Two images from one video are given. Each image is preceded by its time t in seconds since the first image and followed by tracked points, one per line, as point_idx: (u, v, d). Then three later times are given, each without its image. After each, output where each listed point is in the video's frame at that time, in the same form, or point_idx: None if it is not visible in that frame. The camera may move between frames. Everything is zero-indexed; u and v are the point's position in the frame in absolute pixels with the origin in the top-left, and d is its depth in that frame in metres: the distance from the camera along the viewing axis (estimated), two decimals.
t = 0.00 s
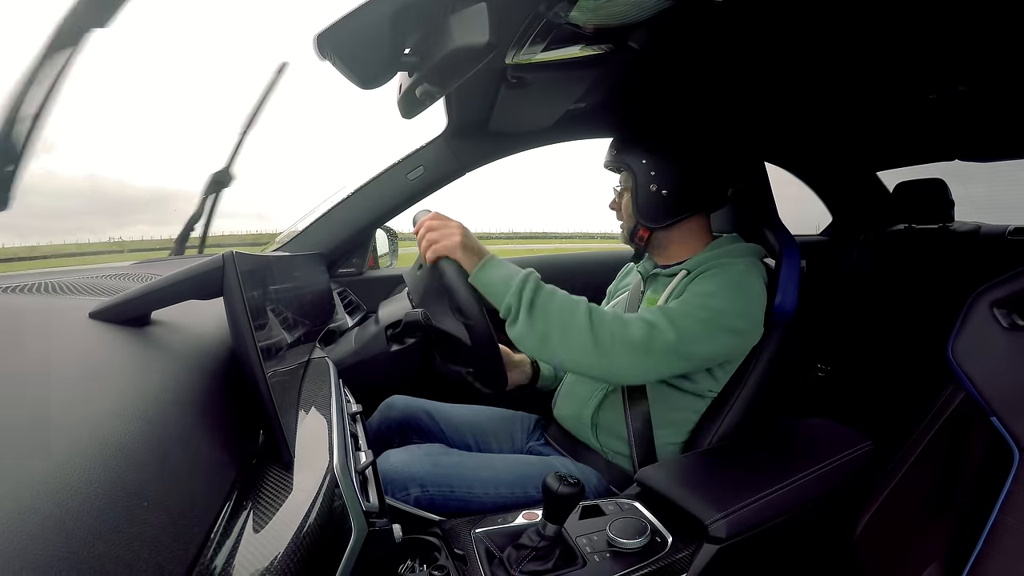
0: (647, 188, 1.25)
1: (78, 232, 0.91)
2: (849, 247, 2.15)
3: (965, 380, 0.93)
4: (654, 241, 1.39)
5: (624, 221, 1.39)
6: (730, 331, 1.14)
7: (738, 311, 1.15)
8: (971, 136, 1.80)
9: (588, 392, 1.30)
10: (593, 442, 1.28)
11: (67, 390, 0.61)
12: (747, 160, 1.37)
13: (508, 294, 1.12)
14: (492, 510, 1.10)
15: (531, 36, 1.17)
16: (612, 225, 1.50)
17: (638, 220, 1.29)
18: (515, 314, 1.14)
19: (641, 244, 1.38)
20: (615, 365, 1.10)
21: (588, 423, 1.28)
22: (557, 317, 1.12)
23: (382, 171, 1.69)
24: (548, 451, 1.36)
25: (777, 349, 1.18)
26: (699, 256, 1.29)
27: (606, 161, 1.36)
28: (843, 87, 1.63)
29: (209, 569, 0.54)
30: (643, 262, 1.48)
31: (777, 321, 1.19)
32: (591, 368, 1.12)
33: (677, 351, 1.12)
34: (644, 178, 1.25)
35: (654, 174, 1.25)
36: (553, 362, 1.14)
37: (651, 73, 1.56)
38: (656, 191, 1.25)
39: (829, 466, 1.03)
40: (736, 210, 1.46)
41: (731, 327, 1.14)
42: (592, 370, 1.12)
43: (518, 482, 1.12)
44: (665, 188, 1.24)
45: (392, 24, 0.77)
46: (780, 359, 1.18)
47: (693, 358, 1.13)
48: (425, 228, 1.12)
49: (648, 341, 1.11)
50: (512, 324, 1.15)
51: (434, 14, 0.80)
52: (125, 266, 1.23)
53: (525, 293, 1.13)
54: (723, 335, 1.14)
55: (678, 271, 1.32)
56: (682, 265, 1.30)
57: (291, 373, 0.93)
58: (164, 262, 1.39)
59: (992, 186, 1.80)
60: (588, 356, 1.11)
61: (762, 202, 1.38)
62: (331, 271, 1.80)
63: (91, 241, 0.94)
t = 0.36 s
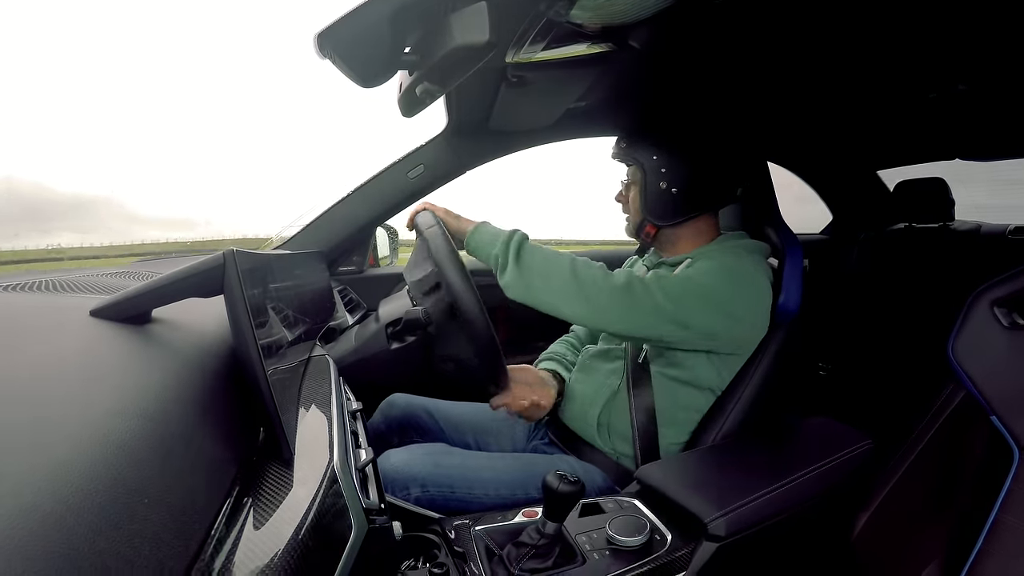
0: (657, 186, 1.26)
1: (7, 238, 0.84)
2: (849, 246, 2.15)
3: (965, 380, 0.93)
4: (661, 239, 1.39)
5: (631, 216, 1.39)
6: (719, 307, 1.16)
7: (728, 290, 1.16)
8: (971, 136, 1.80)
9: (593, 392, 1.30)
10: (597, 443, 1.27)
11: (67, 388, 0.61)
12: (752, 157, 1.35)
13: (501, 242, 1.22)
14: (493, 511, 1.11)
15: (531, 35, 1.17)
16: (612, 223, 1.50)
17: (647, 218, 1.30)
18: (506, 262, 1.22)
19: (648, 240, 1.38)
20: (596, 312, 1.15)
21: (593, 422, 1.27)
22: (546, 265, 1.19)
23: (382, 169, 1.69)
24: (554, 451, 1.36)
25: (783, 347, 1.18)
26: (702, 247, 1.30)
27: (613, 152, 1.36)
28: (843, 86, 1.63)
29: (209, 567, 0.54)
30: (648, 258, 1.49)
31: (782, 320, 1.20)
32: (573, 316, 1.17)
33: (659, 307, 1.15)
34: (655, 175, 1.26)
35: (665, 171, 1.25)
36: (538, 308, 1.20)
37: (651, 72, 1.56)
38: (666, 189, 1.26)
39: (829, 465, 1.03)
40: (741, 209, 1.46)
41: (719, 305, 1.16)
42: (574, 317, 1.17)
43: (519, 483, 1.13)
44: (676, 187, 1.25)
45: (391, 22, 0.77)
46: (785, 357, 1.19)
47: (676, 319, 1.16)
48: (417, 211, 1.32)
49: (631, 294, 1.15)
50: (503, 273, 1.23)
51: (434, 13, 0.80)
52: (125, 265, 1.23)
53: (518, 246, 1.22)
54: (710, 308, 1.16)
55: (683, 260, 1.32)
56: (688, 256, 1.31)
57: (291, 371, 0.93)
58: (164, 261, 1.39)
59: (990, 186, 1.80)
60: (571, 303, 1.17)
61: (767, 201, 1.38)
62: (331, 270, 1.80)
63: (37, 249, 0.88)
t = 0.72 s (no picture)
0: (658, 189, 1.26)
1: None
2: (848, 247, 2.16)
3: (965, 381, 0.93)
4: (661, 241, 1.39)
5: (630, 219, 1.38)
6: (719, 304, 1.17)
7: (728, 288, 1.17)
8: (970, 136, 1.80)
9: (594, 392, 1.30)
10: (598, 443, 1.27)
11: (67, 389, 0.61)
12: (752, 158, 1.35)
13: (501, 242, 1.23)
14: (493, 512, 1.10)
15: (531, 36, 1.18)
16: (611, 224, 1.50)
17: (647, 220, 1.30)
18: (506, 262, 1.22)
19: (647, 242, 1.38)
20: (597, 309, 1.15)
21: (594, 423, 1.27)
22: (546, 263, 1.19)
23: (382, 170, 1.69)
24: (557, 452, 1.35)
25: (782, 349, 1.19)
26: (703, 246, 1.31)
27: (612, 154, 1.36)
28: (843, 87, 1.63)
29: (209, 568, 0.54)
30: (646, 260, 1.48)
31: (782, 321, 1.21)
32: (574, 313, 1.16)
33: (659, 303, 1.15)
34: (655, 178, 1.26)
35: (666, 174, 1.25)
36: (538, 307, 1.19)
37: (650, 73, 1.56)
38: (667, 192, 1.26)
39: (829, 466, 1.03)
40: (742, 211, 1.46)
41: (719, 302, 1.17)
42: (575, 314, 1.16)
43: (519, 484, 1.12)
44: (676, 190, 1.25)
45: (391, 23, 0.77)
46: (785, 358, 1.20)
47: (677, 316, 1.15)
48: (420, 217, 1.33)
49: (631, 291, 1.15)
50: (503, 273, 1.23)
51: (434, 13, 0.80)
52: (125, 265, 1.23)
53: (518, 246, 1.23)
54: (710, 305, 1.16)
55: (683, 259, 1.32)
56: (688, 257, 1.31)
57: (290, 372, 0.93)
58: (164, 262, 1.39)
59: (991, 187, 1.81)
60: (571, 299, 1.16)
61: (766, 201, 1.39)
62: (331, 271, 1.80)
63: None
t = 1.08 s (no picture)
0: (658, 191, 1.26)
1: None
2: (848, 247, 2.15)
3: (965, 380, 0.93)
4: (661, 242, 1.40)
5: (630, 223, 1.38)
6: (719, 303, 1.16)
7: (728, 286, 1.17)
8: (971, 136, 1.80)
9: (594, 393, 1.30)
10: (598, 443, 1.27)
11: (67, 389, 0.61)
12: (752, 158, 1.36)
13: (502, 240, 1.23)
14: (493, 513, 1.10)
15: (531, 35, 1.17)
16: (612, 224, 1.50)
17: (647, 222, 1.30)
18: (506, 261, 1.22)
19: (649, 245, 1.38)
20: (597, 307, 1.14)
21: (594, 423, 1.27)
22: (546, 262, 1.19)
23: (382, 170, 1.69)
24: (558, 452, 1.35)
25: (782, 349, 1.19)
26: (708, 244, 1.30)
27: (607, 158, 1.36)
28: (844, 86, 1.62)
29: (209, 568, 0.54)
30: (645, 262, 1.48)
31: (782, 321, 1.21)
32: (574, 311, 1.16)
33: (659, 302, 1.15)
34: (655, 180, 1.26)
35: (665, 175, 1.25)
36: (539, 305, 1.19)
37: (651, 72, 1.56)
38: (666, 193, 1.26)
39: (829, 466, 1.03)
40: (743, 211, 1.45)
41: (719, 301, 1.16)
42: (576, 314, 1.16)
43: (519, 485, 1.12)
44: (676, 191, 1.25)
45: (391, 22, 0.77)
46: (785, 358, 1.20)
47: (678, 315, 1.15)
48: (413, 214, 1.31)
49: (632, 290, 1.15)
50: (503, 272, 1.23)
51: (434, 12, 0.80)
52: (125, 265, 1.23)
53: (519, 245, 1.23)
54: (710, 304, 1.16)
55: (683, 259, 1.31)
56: (689, 254, 1.31)
57: (290, 372, 0.93)
58: (164, 261, 1.39)
59: (991, 186, 1.81)
60: (571, 298, 1.16)
61: (767, 201, 1.39)
62: (331, 270, 1.80)
63: None
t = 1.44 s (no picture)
0: (658, 189, 1.26)
1: None
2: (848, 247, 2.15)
3: (965, 381, 0.93)
4: (662, 242, 1.40)
5: (630, 223, 1.39)
6: (720, 302, 1.16)
7: (728, 285, 1.17)
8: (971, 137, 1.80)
9: (595, 394, 1.30)
10: (599, 443, 1.27)
11: (67, 390, 0.61)
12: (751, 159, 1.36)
13: (502, 239, 1.23)
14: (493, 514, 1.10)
15: (531, 35, 1.17)
16: (612, 224, 1.50)
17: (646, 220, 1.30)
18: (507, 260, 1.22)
19: (649, 245, 1.38)
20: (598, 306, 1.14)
21: (595, 423, 1.27)
22: (546, 261, 1.19)
23: (382, 170, 1.69)
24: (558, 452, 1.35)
25: (782, 349, 1.19)
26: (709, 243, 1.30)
27: (607, 158, 1.37)
28: (844, 86, 1.62)
29: (208, 569, 0.54)
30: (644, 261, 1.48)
31: (782, 321, 1.21)
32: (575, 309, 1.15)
33: (659, 301, 1.14)
34: (656, 179, 1.26)
35: (666, 174, 1.25)
36: (539, 304, 1.19)
37: (651, 72, 1.55)
38: (667, 192, 1.26)
39: (828, 467, 1.03)
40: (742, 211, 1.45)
41: (719, 300, 1.17)
42: (576, 312, 1.16)
43: (519, 486, 1.12)
44: (677, 190, 1.25)
45: (391, 22, 0.77)
46: (784, 358, 1.20)
47: (678, 314, 1.15)
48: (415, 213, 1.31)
49: (633, 288, 1.15)
50: (503, 271, 1.23)
51: (434, 12, 0.79)
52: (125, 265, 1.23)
53: (519, 244, 1.23)
54: (711, 303, 1.16)
55: (683, 259, 1.31)
56: (688, 254, 1.31)
57: (290, 372, 0.93)
58: (164, 262, 1.39)
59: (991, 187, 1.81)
60: (572, 296, 1.16)
61: (767, 200, 1.39)
62: (331, 270, 1.79)
63: None
